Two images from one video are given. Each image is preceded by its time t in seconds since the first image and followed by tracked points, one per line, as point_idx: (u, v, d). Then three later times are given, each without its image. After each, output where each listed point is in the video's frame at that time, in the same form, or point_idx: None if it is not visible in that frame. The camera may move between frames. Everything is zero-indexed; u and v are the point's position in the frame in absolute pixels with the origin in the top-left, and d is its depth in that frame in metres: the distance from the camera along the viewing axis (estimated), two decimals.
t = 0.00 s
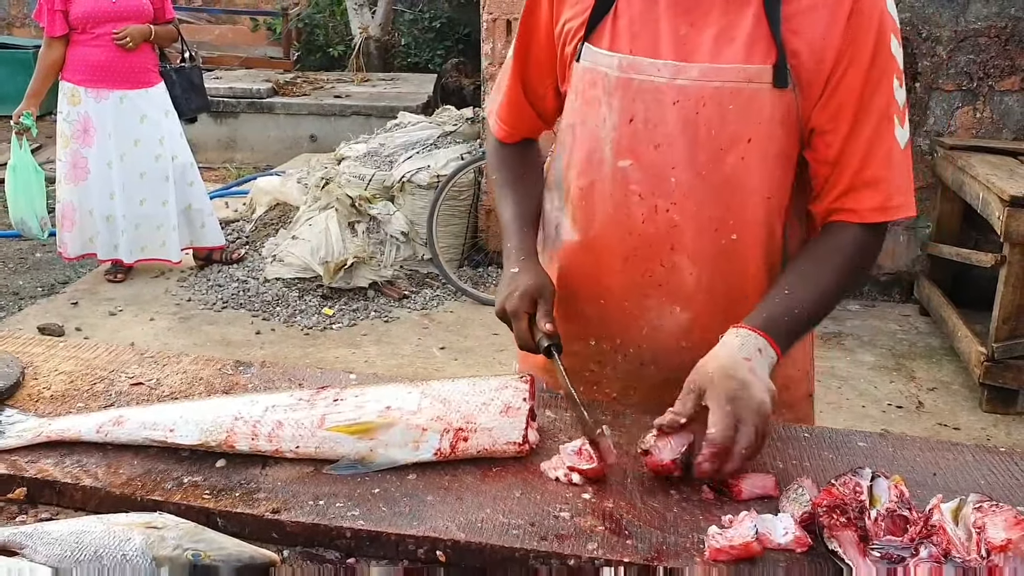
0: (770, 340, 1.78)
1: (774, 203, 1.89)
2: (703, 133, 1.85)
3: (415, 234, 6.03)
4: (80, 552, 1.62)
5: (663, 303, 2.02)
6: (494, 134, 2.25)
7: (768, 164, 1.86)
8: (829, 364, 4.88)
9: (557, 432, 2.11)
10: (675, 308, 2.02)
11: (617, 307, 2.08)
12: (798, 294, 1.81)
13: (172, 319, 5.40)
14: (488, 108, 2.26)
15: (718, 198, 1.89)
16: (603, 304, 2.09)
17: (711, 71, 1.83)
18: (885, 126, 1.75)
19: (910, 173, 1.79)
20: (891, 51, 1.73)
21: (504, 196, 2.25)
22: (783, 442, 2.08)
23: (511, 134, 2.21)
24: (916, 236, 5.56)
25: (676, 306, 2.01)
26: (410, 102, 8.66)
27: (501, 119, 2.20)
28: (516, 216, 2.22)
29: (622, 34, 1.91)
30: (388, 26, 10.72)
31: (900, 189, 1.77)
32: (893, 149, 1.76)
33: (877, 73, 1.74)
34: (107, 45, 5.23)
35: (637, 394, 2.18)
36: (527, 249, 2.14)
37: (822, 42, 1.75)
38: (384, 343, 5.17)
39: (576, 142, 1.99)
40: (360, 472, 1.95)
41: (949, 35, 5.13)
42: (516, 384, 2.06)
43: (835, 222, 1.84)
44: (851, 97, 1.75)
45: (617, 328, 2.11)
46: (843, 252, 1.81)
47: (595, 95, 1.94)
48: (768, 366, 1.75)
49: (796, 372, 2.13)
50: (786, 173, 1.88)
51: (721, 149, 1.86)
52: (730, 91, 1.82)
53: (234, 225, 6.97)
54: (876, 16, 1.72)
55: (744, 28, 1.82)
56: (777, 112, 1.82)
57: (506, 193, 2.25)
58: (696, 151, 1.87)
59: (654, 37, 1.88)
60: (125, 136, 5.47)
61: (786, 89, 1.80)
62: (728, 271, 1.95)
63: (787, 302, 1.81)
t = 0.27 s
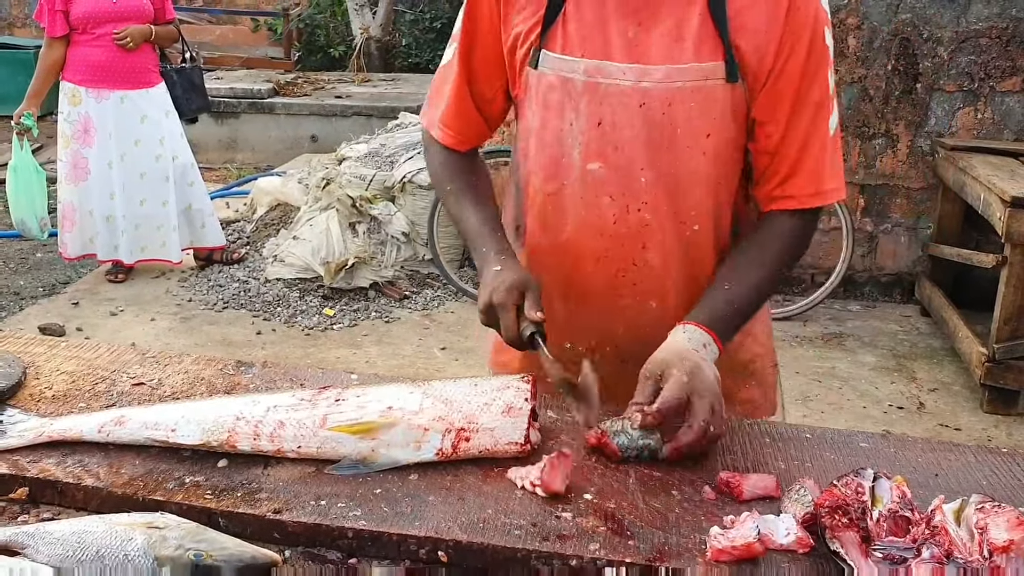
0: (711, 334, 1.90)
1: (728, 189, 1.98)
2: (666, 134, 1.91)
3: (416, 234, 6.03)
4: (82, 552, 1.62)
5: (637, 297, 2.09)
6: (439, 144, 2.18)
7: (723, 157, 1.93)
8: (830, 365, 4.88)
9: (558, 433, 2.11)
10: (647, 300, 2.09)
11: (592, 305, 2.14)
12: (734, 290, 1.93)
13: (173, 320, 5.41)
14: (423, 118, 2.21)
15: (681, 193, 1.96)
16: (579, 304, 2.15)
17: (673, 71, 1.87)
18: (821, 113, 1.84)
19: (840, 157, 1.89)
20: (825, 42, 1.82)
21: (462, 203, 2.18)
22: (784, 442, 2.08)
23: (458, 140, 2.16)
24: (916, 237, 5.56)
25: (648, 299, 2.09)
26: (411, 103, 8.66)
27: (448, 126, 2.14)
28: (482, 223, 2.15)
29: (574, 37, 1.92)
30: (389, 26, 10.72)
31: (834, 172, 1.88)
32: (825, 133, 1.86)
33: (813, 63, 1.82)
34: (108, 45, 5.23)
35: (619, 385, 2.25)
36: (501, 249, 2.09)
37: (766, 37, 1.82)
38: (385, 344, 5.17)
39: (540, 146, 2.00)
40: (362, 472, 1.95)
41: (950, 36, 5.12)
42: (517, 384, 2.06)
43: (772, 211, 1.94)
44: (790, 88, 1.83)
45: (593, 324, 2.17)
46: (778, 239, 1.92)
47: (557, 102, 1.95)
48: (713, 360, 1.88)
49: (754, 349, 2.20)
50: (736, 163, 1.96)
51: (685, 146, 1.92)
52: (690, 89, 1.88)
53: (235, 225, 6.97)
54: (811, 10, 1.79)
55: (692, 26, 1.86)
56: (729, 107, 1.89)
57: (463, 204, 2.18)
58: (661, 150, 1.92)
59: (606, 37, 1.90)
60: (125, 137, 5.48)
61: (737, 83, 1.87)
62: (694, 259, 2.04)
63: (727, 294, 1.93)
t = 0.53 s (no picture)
0: (706, 342, 1.93)
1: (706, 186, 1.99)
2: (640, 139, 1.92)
3: (416, 235, 6.07)
4: (81, 556, 1.61)
5: (619, 296, 2.12)
6: (438, 176, 1.99)
7: (697, 158, 1.95)
8: (830, 367, 4.87)
9: (558, 436, 2.10)
10: (630, 298, 2.12)
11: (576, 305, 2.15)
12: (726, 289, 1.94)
13: (172, 321, 5.40)
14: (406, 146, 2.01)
15: (658, 195, 1.97)
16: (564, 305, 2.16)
17: (645, 78, 1.88)
18: (787, 107, 1.86)
19: (811, 146, 1.91)
20: (787, 36, 1.84)
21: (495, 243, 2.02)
22: (783, 445, 2.09)
23: (460, 168, 1.98)
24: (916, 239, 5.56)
25: (631, 297, 2.12)
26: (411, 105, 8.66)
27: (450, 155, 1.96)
28: (521, 267, 2.01)
29: (552, 50, 1.89)
30: (390, 27, 10.73)
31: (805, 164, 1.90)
32: (794, 126, 1.88)
33: (776, 57, 1.85)
34: (108, 46, 5.23)
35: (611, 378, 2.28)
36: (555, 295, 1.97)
37: (729, 35, 1.83)
38: (385, 346, 5.17)
39: (517, 154, 2.00)
40: (362, 476, 1.95)
41: (951, 38, 5.12)
42: (518, 388, 2.06)
43: (747, 204, 1.96)
44: (755, 86, 1.86)
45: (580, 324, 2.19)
46: (763, 228, 1.94)
47: (529, 113, 1.94)
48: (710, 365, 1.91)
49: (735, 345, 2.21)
50: (710, 160, 1.97)
51: (658, 149, 1.93)
52: (661, 94, 1.88)
53: (235, 226, 6.97)
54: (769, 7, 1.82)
55: (665, 33, 1.86)
56: (700, 109, 1.90)
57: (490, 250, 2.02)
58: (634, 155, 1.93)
59: (583, 47, 1.89)
60: (124, 138, 5.47)
61: (706, 84, 1.89)
62: (674, 255, 2.05)
63: (715, 296, 1.94)
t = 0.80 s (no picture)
0: (712, 354, 1.91)
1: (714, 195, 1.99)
2: (655, 140, 1.91)
3: (416, 237, 6.07)
4: (80, 558, 1.61)
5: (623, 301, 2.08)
6: (400, 127, 2.05)
7: (705, 164, 1.94)
8: (830, 368, 4.87)
9: (557, 438, 2.10)
10: (634, 303, 2.08)
11: (576, 310, 2.11)
12: (729, 301, 1.94)
13: (172, 323, 5.40)
14: (386, 99, 2.06)
15: (667, 198, 1.96)
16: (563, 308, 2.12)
17: (662, 81, 1.88)
18: (794, 120, 1.89)
19: (813, 161, 1.94)
20: (800, 52, 1.87)
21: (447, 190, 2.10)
22: (782, 448, 2.08)
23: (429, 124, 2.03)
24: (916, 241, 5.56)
25: (634, 302, 2.08)
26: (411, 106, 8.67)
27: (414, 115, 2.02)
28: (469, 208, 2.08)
29: (566, 42, 1.90)
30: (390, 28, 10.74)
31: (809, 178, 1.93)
32: (799, 139, 1.91)
33: (789, 71, 1.87)
34: (109, 48, 5.23)
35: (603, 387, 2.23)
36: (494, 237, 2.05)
37: (748, 45, 1.84)
38: (384, 347, 5.17)
39: (528, 152, 1.97)
40: (360, 479, 1.95)
41: (951, 39, 5.13)
42: (517, 390, 2.06)
43: (748, 216, 1.97)
44: (767, 96, 1.88)
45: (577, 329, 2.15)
46: (765, 240, 1.95)
47: (546, 106, 1.92)
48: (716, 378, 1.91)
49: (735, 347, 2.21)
50: (716, 170, 1.97)
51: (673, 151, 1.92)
52: (679, 98, 1.89)
53: (234, 228, 6.97)
54: (787, 22, 1.84)
55: (678, 33, 1.88)
56: (712, 115, 1.91)
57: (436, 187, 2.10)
58: (648, 155, 1.92)
59: (595, 44, 1.90)
60: (125, 139, 5.48)
61: (719, 91, 1.89)
62: (678, 262, 2.04)
63: (716, 311, 1.94)
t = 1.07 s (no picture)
0: (729, 359, 1.95)
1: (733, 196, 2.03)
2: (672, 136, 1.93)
3: (416, 238, 6.06)
4: (79, 560, 1.61)
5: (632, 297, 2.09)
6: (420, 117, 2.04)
7: (724, 163, 1.98)
8: (830, 370, 4.87)
9: (557, 440, 2.10)
10: (643, 298, 2.08)
11: (585, 304, 2.11)
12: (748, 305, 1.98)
13: (173, 324, 5.40)
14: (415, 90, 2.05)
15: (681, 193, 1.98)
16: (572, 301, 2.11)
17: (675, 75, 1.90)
18: (816, 122, 1.92)
19: (840, 167, 1.98)
20: (823, 55, 1.91)
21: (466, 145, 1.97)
22: (783, 450, 2.08)
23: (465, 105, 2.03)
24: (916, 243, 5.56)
25: (642, 296, 2.08)
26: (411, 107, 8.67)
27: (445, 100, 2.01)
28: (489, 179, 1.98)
29: (580, 35, 1.94)
30: (391, 29, 10.74)
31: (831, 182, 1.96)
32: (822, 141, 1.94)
33: (812, 73, 1.91)
34: (109, 49, 5.24)
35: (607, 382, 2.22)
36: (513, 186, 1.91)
37: (769, 45, 1.89)
38: (385, 348, 5.17)
39: (541, 144, 2.00)
40: (360, 480, 1.95)
41: (951, 41, 5.13)
42: (517, 392, 2.07)
43: (775, 219, 2.01)
44: (789, 97, 1.91)
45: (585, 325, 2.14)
46: (789, 242, 1.99)
47: (559, 99, 1.96)
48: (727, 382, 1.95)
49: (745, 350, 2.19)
50: (736, 172, 2.00)
51: (689, 146, 1.95)
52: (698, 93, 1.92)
53: (235, 229, 6.97)
54: (810, 26, 1.89)
55: (693, 32, 1.90)
56: (731, 114, 1.94)
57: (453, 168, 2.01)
58: (665, 151, 1.95)
59: (608, 39, 1.92)
60: (127, 140, 5.49)
61: (737, 89, 1.92)
62: (690, 259, 2.06)
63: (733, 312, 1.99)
